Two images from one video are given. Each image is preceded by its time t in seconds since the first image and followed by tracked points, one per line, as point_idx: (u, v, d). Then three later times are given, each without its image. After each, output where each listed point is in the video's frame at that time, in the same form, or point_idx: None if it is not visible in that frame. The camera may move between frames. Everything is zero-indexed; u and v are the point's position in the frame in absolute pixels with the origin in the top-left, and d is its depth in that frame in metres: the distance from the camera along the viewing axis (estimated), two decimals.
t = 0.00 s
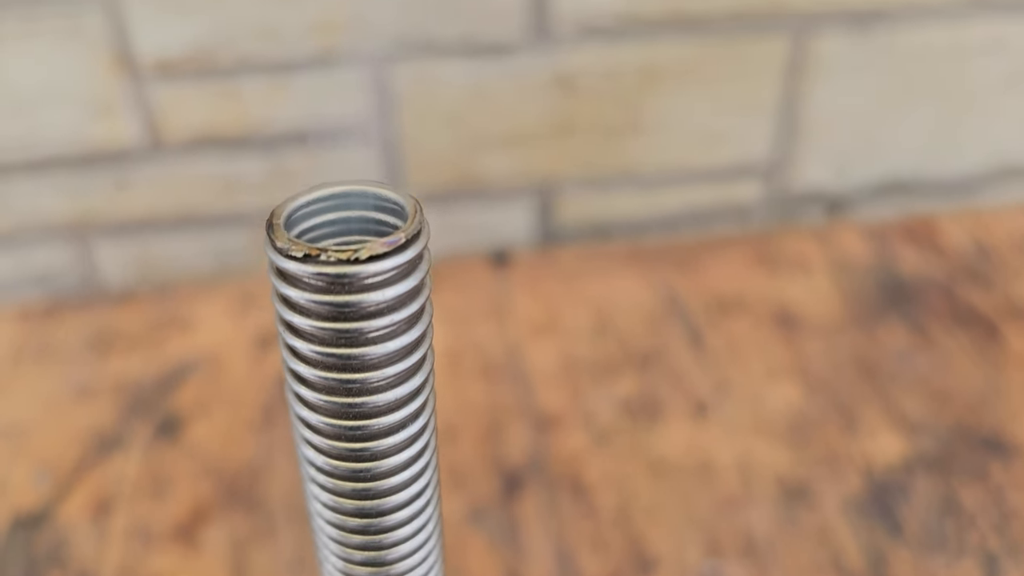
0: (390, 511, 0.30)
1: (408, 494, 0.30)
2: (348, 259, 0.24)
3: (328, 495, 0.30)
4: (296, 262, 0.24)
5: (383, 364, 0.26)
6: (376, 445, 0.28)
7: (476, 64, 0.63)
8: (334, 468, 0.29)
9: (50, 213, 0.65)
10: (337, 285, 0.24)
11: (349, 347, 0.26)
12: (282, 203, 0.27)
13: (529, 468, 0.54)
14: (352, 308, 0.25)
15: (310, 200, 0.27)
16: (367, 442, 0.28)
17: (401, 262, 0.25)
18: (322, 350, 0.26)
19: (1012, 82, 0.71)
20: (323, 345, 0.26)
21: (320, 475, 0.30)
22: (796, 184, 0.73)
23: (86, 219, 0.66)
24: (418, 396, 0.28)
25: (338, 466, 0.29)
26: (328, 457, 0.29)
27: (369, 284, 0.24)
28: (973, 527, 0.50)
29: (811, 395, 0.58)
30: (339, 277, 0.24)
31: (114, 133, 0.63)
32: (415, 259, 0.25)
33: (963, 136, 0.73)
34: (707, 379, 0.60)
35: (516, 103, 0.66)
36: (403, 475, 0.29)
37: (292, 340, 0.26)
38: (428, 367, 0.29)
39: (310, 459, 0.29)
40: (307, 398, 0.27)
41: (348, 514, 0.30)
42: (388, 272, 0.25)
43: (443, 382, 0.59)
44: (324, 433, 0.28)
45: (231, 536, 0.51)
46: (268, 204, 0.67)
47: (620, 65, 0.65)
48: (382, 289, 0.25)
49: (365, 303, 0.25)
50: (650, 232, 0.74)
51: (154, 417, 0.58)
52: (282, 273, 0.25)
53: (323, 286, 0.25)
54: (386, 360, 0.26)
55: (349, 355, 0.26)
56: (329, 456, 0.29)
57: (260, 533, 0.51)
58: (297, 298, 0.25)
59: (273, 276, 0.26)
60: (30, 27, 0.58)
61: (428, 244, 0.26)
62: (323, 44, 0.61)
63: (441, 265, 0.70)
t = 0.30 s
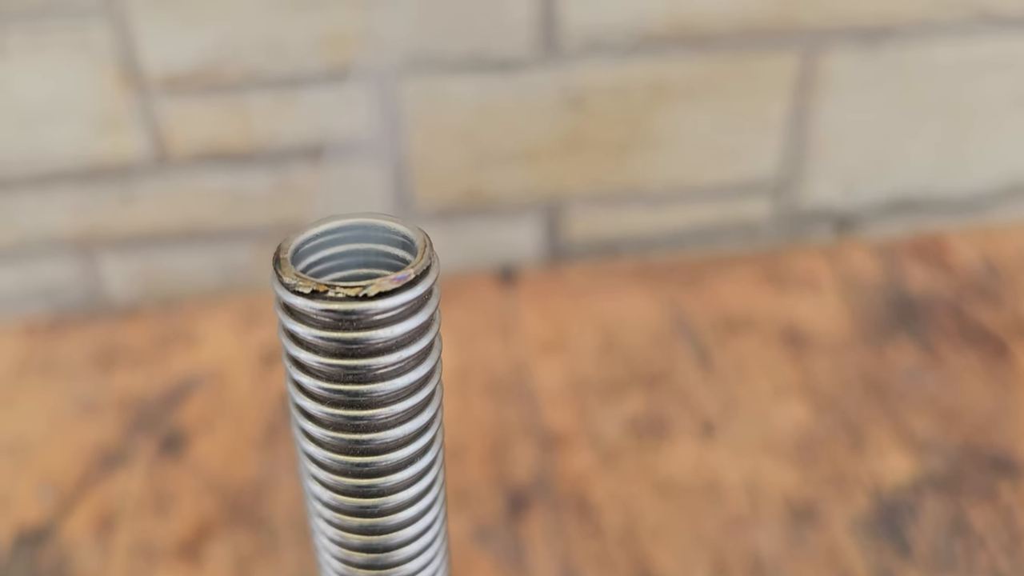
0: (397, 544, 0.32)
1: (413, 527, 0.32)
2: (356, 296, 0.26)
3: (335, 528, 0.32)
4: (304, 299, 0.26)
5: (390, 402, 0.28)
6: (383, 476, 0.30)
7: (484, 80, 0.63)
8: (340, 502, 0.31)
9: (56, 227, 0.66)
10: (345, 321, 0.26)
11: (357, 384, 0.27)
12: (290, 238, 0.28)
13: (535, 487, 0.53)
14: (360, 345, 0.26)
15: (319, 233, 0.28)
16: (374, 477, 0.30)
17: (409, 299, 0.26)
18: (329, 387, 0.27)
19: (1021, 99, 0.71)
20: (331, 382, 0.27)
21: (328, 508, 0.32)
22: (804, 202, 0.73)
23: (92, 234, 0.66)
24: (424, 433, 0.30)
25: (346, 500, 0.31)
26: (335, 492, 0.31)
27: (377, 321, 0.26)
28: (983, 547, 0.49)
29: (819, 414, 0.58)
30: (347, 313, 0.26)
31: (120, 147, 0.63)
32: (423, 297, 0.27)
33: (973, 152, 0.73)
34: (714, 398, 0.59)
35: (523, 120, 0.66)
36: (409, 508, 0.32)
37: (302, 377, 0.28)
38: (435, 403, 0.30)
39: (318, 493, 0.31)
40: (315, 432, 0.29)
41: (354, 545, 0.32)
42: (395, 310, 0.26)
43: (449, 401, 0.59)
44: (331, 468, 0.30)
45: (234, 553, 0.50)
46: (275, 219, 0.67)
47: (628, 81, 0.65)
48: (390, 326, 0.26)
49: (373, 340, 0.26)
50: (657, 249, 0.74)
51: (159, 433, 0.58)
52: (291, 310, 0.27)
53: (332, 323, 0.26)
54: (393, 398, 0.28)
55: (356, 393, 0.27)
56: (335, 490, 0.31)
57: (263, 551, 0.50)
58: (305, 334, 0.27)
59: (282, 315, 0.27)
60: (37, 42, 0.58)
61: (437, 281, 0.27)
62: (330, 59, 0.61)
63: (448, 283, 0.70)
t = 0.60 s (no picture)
0: (395, 555, 0.32)
1: (411, 539, 0.32)
2: (354, 306, 0.26)
3: (333, 540, 0.32)
4: (302, 308, 0.26)
5: (389, 413, 0.28)
6: (382, 487, 0.30)
7: (490, 93, 0.63)
8: (338, 513, 0.31)
9: (61, 237, 0.66)
10: (343, 331, 0.26)
11: (355, 395, 0.28)
12: (288, 247, 0.29)
13: (539, 501, 0.53)
14: (357, 355, 0.27)
15: (316, 243, 0.29)
16: (372, 489, 0.30)
17: (407, 309, 0.26)
18: (327, 397, 0.28)
19: None
20: (329, 393, 0.28)
21: (326, 519, 0.32)
22: (810, 217, 0.73)
23: (97, 244, 0.66)
24: (422, 445, 0.30)
25: (343, 512, 0.31)
26: (332, 504, 0.31)
27: (375, 331, 0.26)
28: (990, 564, 0.49)
29: (825, 430, 0.58)
30: (344, 323, 0.26)
31: (126, 158, 0.63)
32: (421, 308, 0.27)
33: (981, 168, 0.73)
34: (720, 413, 0.59)
35: (529, 134, 0.66)
36: (407, 520, 0.32)
37: (300, 388, 0.28)
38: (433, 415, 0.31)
39: (316, 504, 0.32)
40: (313, 443, 0.29)
41: (352, 558, 0.32)
42: (393, 319, 0.26)
43: (453, 414, 0.59)
44: (329, 480, 0.30)
45: (237, 566, 0.50)
46: (280, 231, 0.67)
47: (634, 95, 0.65)
48: (388, 336, 0.26)
49: (371, 350, 0.26)
50: (663, 264, 0.74)
51: (163, 445, 0.57)
52: (289, 320, 0.27)
53: (329, 333, 0.26)
54: (391, 409, 0.28)
55: (354, 403, 0.28)
56: (334, 502, 0.31)
57: (265, 564, 0.50)
58: (303, 344, 0.27)
59: (280, 325, 0.27)
60: (44, 53, 0.59)
61: (435, 291, 0.28)
62: (337, 71, 0.61)
63: (453, 296, 0.70)
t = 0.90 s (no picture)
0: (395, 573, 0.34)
1: (410, 557, 0.34)
2: (356, 333, 0.28)
3: (334, 558, 0.34)
4: (306, 336, 0.28)
5: (389, 434, 0.30)
6: (382, 507, 0.32)
7: (495, 111, 0.64)
8: (340, 532, 0.33)
9: (68, 251, 0.66)
10: (346, 358, 0.28)
11: (356, 418, 0.29)
12: (294, 276, 0.31)
13: (542, 517, 0.53)
14: (359, 381, 0.28)
15: (321, 271, 0.32)
16: (372, 509, 0.32)
17: (406, 337, 0.28)
18: (330, 420, 0.29)
19: None
20: (332, 416, 0.29)
21: (328, 538, 0.34)
22: (813, 234, 0.74)
23: (103, 258, 0.67)
24: (420, 466, 0.32)
25: (345, 531, 0.33)
26: (335, 522, 0.33)
27: (375, 358, 0.28)
28: None
29: (827, 447, 0.58)
30: (347, 350, 0.28)
31: (133, 173, 0.64)
32: (420, 335, 0.29)
33: (983, 186, 0.73)
34: (723, 430, 0.59)
35: (534, 152, 0.66)
36: (406, 539, 0.33)
37: (304, 411, 0.30)
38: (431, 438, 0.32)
39: (320, 522, 0.33)
40: (317, 463, 0.31)
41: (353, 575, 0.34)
42: (393, 347, 0.28)
43: (457, 430, 0.59)
44: (331, 500, 0.32)
45: None
46: (286, 246, 0.68)
47: (638, 113, 0.66)
48: (388, 363, 0.28)
49: (371, 376, 0.28)
50: (666, 281, 0.74)
51: (168, 458, 0.58)
52: (295, 347, 0.29)
53: (332, 360, 0.28)
54: (391, 431, 0.30)
55: (356, 426, 0.29)
56: (336, 521, 0.32)
57: None
58: (307, 370, 0.29)
59: (286, 351, 0.29)
60: (53, 69, 0.59)
61: (433, 320, 0.30)
62: (343, 89, 0.62)
63: (457, 312, 0.71)
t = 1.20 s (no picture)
0: (387, 572, 0.35)
1: (402, 556, 0.34)
2: (347, 329, 0.28)
3: (327, 555, 0.34)
4: (298, 331, 0.29)
5: (381, 432, 0.30)
6: (374, 504, 0.32)
7: (498, 121, 0.64)
8: (332, 530, 0.33)
9: (73, 257, 0.67)
10: (337, 353, 0.28)
11: (348, 414, 0.30)
12: (288, 272, 0.32)
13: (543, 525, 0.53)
14: (351, 376, 0.29)
15: (315, 267, 0.32)
16: (364, 506, 0.32)
17: (398, 333, 0.29)
18: (322, 416, 0.30)
19: None
20: (324, 412, 0.30)
21: (320, 536, 0.34)
22: (817, 245, 0.74)
23: (108, 265, 0.67)
24: (412, 464, 0.33)
25: (337, 528, 0.33)
26: (327, 520, 0.33)
27: (367, 353, 0.29)
28: None
29: (829, 458, 0.58)
30: (339, 346, 0.28)
31: (139, 180, 0.64)
32: (412, 331, 0.29)
33: (987, 198, 0.73)
34: (725, 439, 0.59)
35: (537, 162, 0.67)
36: (398, 537, 0.34)
37: (297, 407, 0.31)
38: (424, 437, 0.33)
39: (312, 520, 0.34)
40: (309, 460, 0.32)
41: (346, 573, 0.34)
42: (385, 342, 0.29)
43: (459, 438, 0.59)
44: (323, 497, 0.32)
45: None
46: (290, 254, 0.68)
47: (641, 123, 0.66)
48: (380, 358, 0.29)
49: (363, 371, 0.29)
50: (670, 291, 0.74)
51: (170, 465, 0.58)
52: (287, 342, 0.29)
53: (324, 355, 0.29)
54: (383, 428, 0.30)
55: (347, 422, 0.30)
56: (328, 518, 0.33)
57: None
58: (299, 365, 0.29)
59: (278, 347, 0.30)
60: (60, 77, 0.60)
61: (425, 316, 0.30)
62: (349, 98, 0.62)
63: (460, 321, 0.71)
